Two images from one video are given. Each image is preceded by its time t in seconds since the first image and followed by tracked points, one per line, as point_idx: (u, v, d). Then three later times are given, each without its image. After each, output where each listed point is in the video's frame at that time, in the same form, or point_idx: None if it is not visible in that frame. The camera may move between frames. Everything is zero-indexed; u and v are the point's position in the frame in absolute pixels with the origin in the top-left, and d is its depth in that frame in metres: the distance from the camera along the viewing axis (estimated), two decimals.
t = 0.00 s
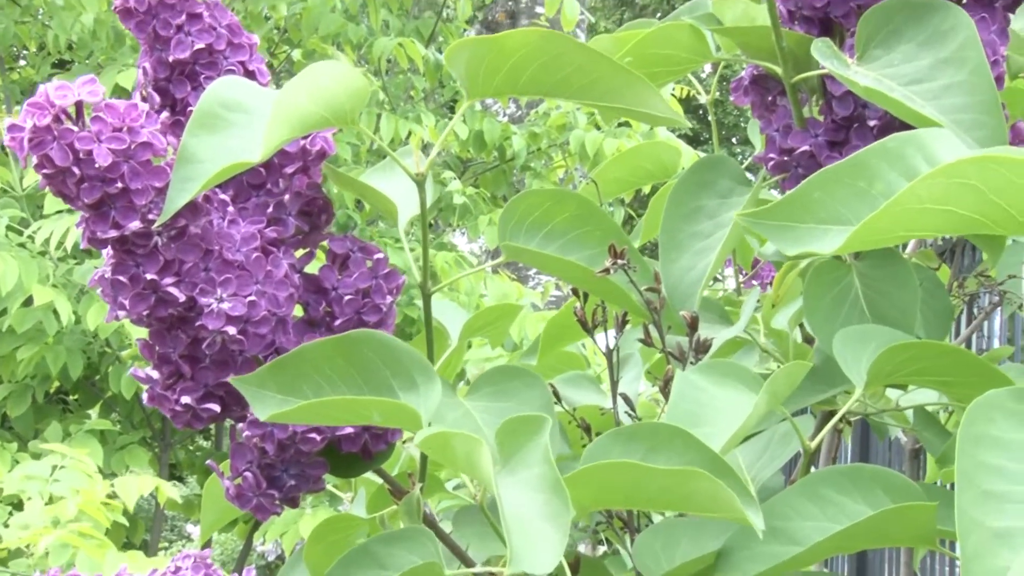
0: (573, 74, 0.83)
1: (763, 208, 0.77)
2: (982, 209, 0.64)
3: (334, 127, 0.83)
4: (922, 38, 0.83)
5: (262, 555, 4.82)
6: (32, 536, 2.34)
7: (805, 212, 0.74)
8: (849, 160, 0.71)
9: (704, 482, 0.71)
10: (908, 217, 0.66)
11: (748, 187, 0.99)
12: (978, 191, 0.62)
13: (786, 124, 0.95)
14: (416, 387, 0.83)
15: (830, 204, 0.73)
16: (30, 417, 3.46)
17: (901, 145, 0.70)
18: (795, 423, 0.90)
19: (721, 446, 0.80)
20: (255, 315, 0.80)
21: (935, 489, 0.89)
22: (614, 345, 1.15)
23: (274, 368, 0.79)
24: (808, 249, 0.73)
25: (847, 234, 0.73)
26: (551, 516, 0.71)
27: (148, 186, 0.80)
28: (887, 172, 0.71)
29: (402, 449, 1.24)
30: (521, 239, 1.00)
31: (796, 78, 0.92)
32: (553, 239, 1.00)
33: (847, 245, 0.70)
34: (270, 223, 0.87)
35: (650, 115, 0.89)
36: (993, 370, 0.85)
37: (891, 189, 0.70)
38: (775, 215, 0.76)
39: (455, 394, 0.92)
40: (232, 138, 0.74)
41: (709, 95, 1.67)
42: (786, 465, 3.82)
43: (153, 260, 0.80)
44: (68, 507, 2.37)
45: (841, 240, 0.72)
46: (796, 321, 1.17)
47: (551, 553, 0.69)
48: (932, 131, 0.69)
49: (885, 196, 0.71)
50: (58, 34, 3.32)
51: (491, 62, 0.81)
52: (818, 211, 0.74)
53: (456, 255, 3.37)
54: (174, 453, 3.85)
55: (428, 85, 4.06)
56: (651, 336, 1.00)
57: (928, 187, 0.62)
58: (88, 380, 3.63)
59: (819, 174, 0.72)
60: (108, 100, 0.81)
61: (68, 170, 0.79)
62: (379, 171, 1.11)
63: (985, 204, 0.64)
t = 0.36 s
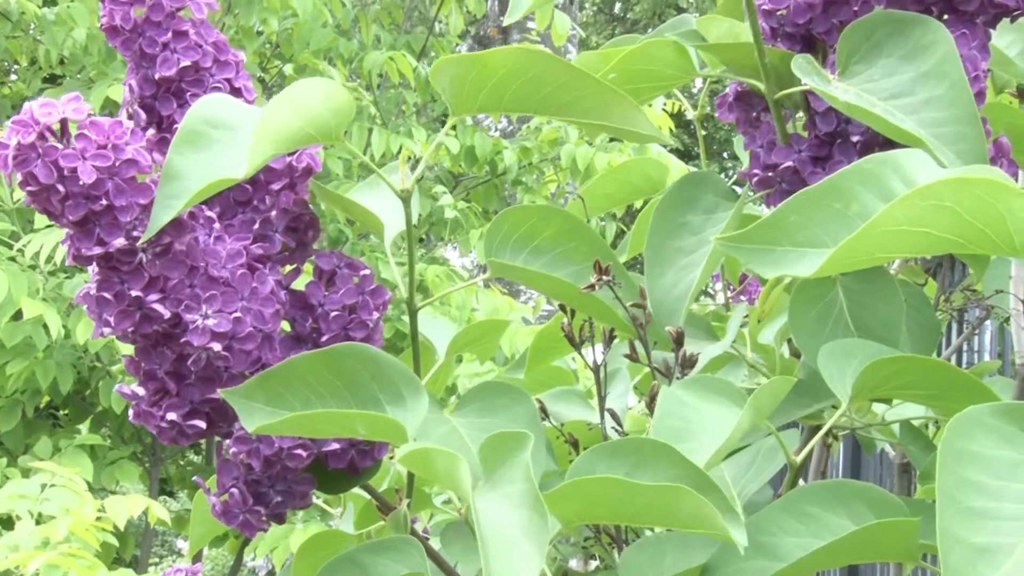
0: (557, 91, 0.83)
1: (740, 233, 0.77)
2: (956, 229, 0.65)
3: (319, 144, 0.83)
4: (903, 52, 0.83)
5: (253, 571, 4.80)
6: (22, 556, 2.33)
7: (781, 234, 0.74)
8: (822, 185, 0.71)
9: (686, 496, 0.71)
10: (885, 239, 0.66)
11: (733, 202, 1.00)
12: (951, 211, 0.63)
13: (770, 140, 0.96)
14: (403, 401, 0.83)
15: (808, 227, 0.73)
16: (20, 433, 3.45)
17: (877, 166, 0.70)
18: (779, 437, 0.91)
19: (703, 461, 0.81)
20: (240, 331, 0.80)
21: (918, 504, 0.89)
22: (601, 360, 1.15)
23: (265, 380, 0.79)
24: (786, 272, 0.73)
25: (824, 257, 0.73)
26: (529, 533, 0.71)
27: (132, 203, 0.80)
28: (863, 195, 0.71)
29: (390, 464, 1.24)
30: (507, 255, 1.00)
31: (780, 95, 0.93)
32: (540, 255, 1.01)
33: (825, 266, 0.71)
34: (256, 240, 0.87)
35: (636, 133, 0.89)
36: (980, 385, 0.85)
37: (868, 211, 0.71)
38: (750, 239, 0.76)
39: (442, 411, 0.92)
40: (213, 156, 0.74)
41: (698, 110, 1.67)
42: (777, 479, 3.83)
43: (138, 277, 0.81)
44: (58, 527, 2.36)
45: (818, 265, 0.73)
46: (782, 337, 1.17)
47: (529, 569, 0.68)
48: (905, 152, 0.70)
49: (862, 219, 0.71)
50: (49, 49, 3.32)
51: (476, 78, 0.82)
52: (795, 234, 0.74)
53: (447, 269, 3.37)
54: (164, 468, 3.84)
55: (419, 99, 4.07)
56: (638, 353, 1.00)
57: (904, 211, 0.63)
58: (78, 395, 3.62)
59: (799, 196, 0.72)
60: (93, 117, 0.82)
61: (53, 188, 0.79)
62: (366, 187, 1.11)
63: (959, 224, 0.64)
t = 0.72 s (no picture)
0: (550, 95, 0.84)
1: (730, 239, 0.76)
2: (946, 238, 0.66)
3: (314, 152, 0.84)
4: (892, 64, 0.84)
5: None
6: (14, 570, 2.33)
7: (771, 242, 0.75)
8: (812, 193, 0.71)
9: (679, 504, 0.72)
10: (874, 248, 0.67)
11: (724, 215, 1.01)
12: (940, 219, 0.64)
13: (760, 153, 0.97)
14: (397, 410, 0.84)
15: (797, 234, 0.74)
16: (11, 446, 3.44)
17: (864, 175, 0.71)
18: (772, 449, 0.92)
19: (697, 469, 0.81)
20: (236, 337, 0.81)
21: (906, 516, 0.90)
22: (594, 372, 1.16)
23: (258, 392, 0.80)
24: (775, 278, 0.73)
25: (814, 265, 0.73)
26: (529, 538, 0.72)
27: (129, 207, 0.80)
28: (852, 203, 0.72)
29: (382, 476, 1.24)
30: (502, 264, 1.01)
31: (770, 107, 0.93)
32: (534, 264, 1.02)
33: (814, 274, 0.71)
34: (251, 249, 0.87)
35: (626, 133, 0.90)
36: (968, 394, 0.86)
37: (857, 218, 0.72)
38: (742, 246, 0.76)
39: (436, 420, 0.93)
40: (211, 161, 0.75)
41: (689, 122, 1.68)
42: (769, 493, 3.83)
43: (134, 281, 0.81)
44: (51, 540, 2.35)
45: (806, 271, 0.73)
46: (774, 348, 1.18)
47: None
48: (893, 161, 0.72)
49: (851, 225, 0.72)
50: (41, 61, 3.32)
51: (472, 83, 0.83)
52: (785, 241, 0.74)
53: (439, 282, 3.37)
54: (156, 481, 3.83)
55: (412, 112, 4.08)
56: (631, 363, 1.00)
57: (892, 218, 0.63)
58: (70, 408, 3.62)
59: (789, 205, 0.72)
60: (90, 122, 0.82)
61: (50, 191, 0.79)
62: (360, 199, 1.12)
63: (947, 232, 0.65)
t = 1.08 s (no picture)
0: (551, 110, 0.84)
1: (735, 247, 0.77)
2: (951, 246, 0.66)
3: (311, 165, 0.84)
4: (887, 77, 0.84)
5: None
6: None
7: (775, 250, 0.75)
8: (817, 201, 0.71)
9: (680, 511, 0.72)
10: (879, 255, 0.67)
11: (720, 228, 1.01)
12: (944, 227, 0.64)
13: (756, 166, 0.97)
14: (402, 416, 0.84)
15: (800, 241, 0.74)
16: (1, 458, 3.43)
17: (870, 185, 0.71)
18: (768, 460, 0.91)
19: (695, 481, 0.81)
20: (232, 351, 0.81)
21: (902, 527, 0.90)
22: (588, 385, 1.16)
23: (267, 395, 0.79)
24: (777, 285, 0.74)
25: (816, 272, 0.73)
26: (530, 544, 0.72)
27: (126, 222, 0.80)
28: (856, 212, 0.72)
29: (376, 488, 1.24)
30: (497, 276, 1.01)
31: (767, 120, 0.94)
32: (528, 278, 1.01)
33: (817, 281, 0.71)
34: (246, 261, 0.87)
35: (626, 149, 0.90)
36: (963, 405, 0.87)
37: (860, 228, 0.71)
38: (747, 254, 0.77)
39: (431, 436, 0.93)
40: (207, 176, 0.75)
41: (680, 136, 1.68)
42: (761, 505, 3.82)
43: (130, 295, 0.81)
44: (43, 549, 2.34)
45: (810, 278, 0.73)
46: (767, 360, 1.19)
47: None
48: (901, 171, 0.72)
49: (855, 235, 0.72)
50: (32, 73, 3.31)
51: (469, 101, 0.83)
52: (789, 249, 0.75)
53: (432, 294, 3.36)
54: (146, 494, 3.81)
55: (403, 124, 4.08)
56: (627, 375, 1.00)
57: (896, 226, 0.63)
58: (60, 421, 3.61)
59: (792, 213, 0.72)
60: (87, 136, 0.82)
61: (47, 207, 0.79)
62: (356, 210, 1.12)
63: (951, 240, 0.65)
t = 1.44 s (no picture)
0: (545, 119, 0.85)
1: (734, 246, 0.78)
2: (946, 253, 0.67)
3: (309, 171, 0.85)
4: (879, 88, 0.85)
5: None
6: None
7: (772, 250, 0.76)
8: (815, 204, 0.72)
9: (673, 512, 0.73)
10: (877, 259, 0.68)
11: (711, 240, 1.02)
12: (941, 234, 0.65)
13: (747, 177, 0.98)
14: (406, 416, 0.85)
15: (797, 242, 0.74)
16: None
17: (866, 189, 0.72)
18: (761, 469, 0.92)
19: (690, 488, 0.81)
20: (228, 355, 0.82)
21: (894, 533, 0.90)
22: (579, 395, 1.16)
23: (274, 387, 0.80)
24: (774, 286, 0.74)
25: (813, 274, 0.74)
26: (541, 538, 0.71)
27: (127, 223, 0.81)
28: (851, 215, 0.72)
29: (368, 498, 1.24)
30: (491, 284, 1.02)
31: (758, 132, 0.95)
32: (522, 287, 1.02)
33: (815, 282, 0.71)
34: (243, 267, 0.88)
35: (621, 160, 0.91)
36: (952, 415, 0.87)
37: (856, 232, 0.72)
38: (746, 253, 0.77)
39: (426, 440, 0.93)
40: (206, 177, 0.75)
41: (669, 147, 1.68)
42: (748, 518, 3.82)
43: (129, 297, 0.81)
44: (32, 559, 2.34)
45: (807, 280, 0.73)
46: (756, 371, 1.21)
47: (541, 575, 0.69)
48: (892, 178, 0.73)
49: (851, 239, 0.72)
50: (20, 83, 3.29)
51: (465, 110, 0.84)
52: (785, 250, 0.75)
53: (421, 305, 3.36)
54: (133, 506, 3.80)
55: (392, 136, 4.09)
56: (619, 386, 1.00)
57: (896, 229, 0.64)
58: (47, 433, 3.60)
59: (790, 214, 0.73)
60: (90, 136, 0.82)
61: (49, 205, 0.79)
62: (352, 219, 1.13)
63: (948, 248, 0.66)
